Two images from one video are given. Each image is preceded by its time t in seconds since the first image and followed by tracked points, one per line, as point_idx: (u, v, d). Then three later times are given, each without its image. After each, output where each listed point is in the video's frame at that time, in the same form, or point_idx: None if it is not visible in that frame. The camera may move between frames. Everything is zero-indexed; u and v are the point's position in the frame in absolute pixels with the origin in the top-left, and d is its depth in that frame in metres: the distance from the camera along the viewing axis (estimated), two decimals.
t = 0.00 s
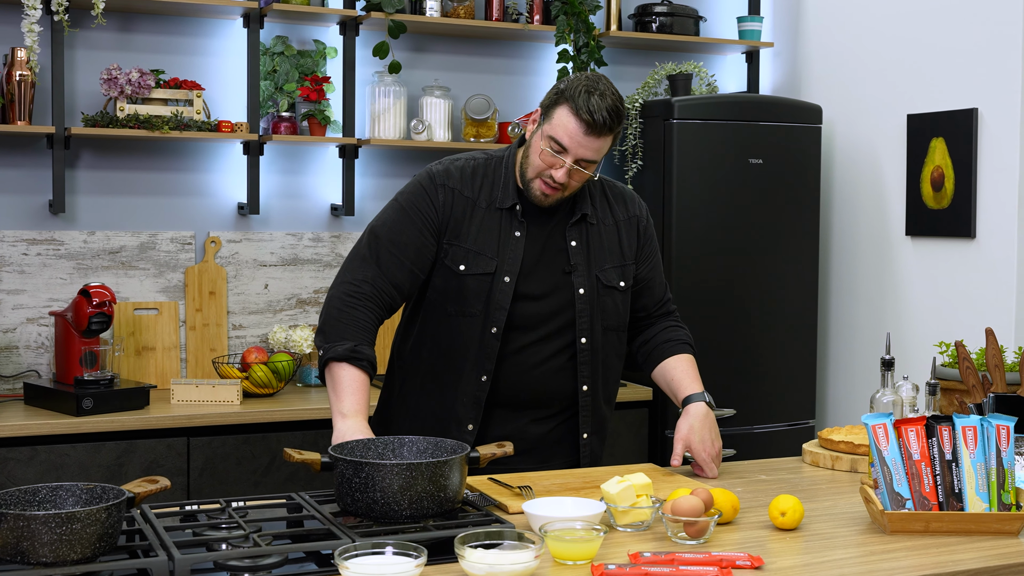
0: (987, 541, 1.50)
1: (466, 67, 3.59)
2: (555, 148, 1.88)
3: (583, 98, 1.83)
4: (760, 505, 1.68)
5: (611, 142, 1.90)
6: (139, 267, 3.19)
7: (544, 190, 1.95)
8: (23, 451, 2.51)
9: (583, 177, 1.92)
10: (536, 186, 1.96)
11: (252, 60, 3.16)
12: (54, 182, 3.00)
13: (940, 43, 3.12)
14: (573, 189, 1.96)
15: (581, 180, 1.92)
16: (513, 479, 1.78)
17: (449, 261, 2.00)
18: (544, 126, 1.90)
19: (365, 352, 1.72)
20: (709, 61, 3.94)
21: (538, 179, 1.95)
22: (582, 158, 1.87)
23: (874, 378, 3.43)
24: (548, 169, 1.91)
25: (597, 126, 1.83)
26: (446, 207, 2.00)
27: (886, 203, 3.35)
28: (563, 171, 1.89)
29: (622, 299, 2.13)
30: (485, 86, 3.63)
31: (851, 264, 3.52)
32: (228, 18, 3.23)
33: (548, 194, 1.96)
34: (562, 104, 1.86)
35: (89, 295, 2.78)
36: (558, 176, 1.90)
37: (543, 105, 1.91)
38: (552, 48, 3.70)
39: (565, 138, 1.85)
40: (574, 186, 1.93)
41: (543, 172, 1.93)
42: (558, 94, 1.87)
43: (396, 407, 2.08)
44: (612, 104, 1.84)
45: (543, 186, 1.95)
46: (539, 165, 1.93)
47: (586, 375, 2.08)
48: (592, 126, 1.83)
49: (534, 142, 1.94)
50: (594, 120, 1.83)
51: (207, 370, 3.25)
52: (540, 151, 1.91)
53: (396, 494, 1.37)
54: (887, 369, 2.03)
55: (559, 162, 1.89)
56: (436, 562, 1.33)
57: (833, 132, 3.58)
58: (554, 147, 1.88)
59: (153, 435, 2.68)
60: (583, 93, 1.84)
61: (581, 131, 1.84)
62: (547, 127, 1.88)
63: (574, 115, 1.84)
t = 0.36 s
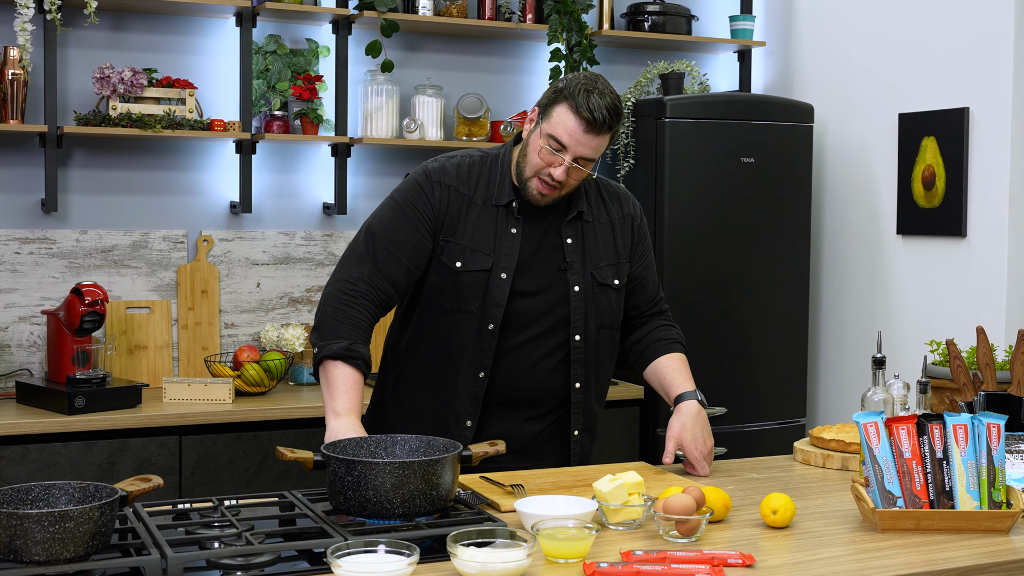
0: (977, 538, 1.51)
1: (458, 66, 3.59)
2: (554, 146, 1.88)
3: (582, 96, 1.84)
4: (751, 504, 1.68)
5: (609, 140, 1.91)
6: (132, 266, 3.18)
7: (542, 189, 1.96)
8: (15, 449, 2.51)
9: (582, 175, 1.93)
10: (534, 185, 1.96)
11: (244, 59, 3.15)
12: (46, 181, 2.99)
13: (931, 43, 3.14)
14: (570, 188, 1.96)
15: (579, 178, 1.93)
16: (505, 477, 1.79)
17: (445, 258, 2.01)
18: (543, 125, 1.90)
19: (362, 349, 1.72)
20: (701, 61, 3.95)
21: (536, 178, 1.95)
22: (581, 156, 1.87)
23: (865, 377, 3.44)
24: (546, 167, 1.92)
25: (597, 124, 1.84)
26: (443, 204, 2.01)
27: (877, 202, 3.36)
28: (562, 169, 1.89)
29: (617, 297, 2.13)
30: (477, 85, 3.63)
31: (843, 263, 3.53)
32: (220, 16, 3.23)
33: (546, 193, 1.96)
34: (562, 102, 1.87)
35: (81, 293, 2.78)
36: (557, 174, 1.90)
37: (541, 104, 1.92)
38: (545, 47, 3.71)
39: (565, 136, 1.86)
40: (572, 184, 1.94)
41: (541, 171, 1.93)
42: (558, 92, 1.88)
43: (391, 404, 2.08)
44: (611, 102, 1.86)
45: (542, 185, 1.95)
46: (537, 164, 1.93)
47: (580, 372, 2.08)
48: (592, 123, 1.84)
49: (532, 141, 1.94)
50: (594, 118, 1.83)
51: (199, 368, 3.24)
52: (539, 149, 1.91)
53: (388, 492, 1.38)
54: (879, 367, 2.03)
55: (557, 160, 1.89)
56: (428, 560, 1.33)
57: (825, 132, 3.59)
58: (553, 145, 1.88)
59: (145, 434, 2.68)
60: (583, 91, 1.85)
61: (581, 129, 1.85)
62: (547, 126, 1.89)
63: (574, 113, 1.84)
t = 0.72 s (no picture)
0: (970, 537, 1.51)
1: (453, 65, 3.60)
2: (547, 146, 1.88)
3: (575, 97, 1.85)
4: (745, 503, 1.69)
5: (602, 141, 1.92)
6: (126, 266, 3.18)
7: (536, 190, 1.96)
8: (10, 449, 2.51)
9: (575, 176, 1.93)
10: (528, 185, 1.96)
11: (239, 59, 3.15)
12: (41, 180, 2.99)
13: (925, 43, 3.15)
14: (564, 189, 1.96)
15: (573, 179, 1.93)
16: (500, 477, 1.79)
17: (437, 260, 2.01)
18: (536, 126, 1.90)
19: (354, 348, 1.72)
20: (696, 60, 3.96)
21: (530, 179, 1.95)
22: (574, 157, 1.88)
23: (859, 376, 3.45)
24: (540, 168, 1.92)
25: (590, 124, 1.85)
26: (435, 206, 2.01)
27: (870, 202, 3.38)
28: (555, 170, 1.89)
29: (610, 298, 2.14)
30: (472, 84, 3.63)
31: (837, 262, 3.54)
32: (215, 16, 3.23)
33: (540, 193, 1.97)
34: (555, 103, 1.88)
35: (75, 292, 2.77)
36: (551, 175, 1.90)
37: (534, 106, 1.92)
38: (539, 47, 3.71)
39: (558, 136, 1.86)
40: (565, 184, 1.94)
41: (535, 171, 1.93)
42: (551, 94, 1.89)
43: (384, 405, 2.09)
44: (604, 103, 1.86)
45: (535, 185, 1.95)
46: (531, 164, 1.94)
47: (572, 373, 2.09)
48: (585, 124, 1.84)
49: (525, 143, 1.95)
50: (587, 118, 1.84)
51: (194, 368, 3.24)
52: (532, 150, 1.92)
53: (383, 491, 1.38)
54: (872, 366, 2.04)
55: (550, 161, 1.89)
56: (423, 559, 1.34)
57: (819, 131, 3.60)
58: (546, 146, 1.88)
59: (140, 433, 2.68)
60: (576, 92, 1.86)
61: (574, 129, 1.85)
62: (540, 126, 1.89)
63: (567, 113, 1.85)
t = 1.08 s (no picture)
0: (966, 537, 1.52)
1: (450, 66, 3.60)
2: (539, 143, 1.89)
3: (566, 94, 1.85)
4: (740, 503, 1.69)
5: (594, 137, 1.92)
6: (123, 266, 3.18)
7: (528, 186, 1.97)
8: (6, 450, 2.51)
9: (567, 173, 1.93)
10: (520, 182, 1.97)
11: (236, 59, 3.15)
12: (37, 180, 2.99)
13: (920, 44, 3.16)
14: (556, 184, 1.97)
15: (565, 176, 1.94)
16: (496, 477, 1.79)
17: (430, 260, 2.02)
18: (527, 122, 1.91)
19: (346, 347, 1.73)
20: (692, 61, 3.96)
21: (522, 175, 1.96)
22: (565, 154, 1.88)
23: (854, 376, 3.46)
24: (531, 165, 1.93)
25: (580, 121, 1.85)
26: (427, 206, 2.02)
27: (865, 202, 3.38)
28: (546, 166, 1.90)
29: (604, 296, 2.14)
30: (468, 85, 3.64)
31: (832, 262, 3.55)
32: (212, 17, 3.23)
33: (532, 189, 1.98)
34: (546, 100, 1.88)
35: (73, 292, 2.78)
36: (542, 171, 1.91)
37: (526, 102, 1.92)
38: (536, 47, 3.72)
39: (549, 134, 1.86)
40: (557, 181, 1.95)
41: (526, 168, 1.94)
42: (542, 91, 1.89)
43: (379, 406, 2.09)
44: (594, 100, 1.86)
45: (527, 181, 1.96)
46: (522, 161, 1.94)
47: (567, 371, 2.09)
48: (575, 121, 1.85)
49: (518, 138, 1.96)
50: (578, 116, 1.84)
51: (190, 368, 3.24)
52: (524, 147, 1.93)
53: (380, 491, 1.39)
54: (867, 366, 2.05)
55: (541, 157, 1.90)
56: (419, 559, 1.34)
57: (815, 132, 3.61)
58: (537, 143, 1.89)
59: (137, 433, 2.68)
60: (566, 89, 1.85)
61: (564, 127, 1.85)
62: (531, 123, 1.89)
63: (558, 110, 1.85)
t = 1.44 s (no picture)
0: (962, 538, 1.52)
1: (448, 67, 3.61)
2: (535, 144, 1.89)
3: (564, 95, 1.86)
4: (738, 504, 1.70)
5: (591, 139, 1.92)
6: (120, 267, 3.18)
7: (525, 186, 1.97)
8: (4, 450, 2.51)
9: (564, 174, 1.94)
10: (516, 182, 1.97)
11: (233, 60, 3.15)
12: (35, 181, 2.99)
13: (917, 46, 3.16)
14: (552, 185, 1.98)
15: (561, 177, 1.94)
16: (493, 477, 1.80)
17: (426, 262, 2.02)
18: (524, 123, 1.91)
19: (343, 348, 1.74)
20: (689, 62, 3.97)
21: (519, 175, 1.96)
22: (562, 155, 1.88)
23: (851, 376, 3.47)
24: (528, 165, 1.93)
25: (577, 123, 1.85)
26: (422, 209, 2.02)
27: (862, 203, 3.39)
28: (542, 167, 1.90)
29: (601, 297, 2.14)
30: (466, 85, 3.64)
31: (829, 263, 3.56)
32: (210, 18, 3.23)
33: (529, 189, 1.98)
34: (544, 100, 1.88)
35: (70, 294, 2.77)
36: (538, 172, 1.91)
37: (524, 103, 1.93)
38: (533, 48, 3.72)
39: (546, 134, 1.86)
40: (554, 182, 1.95)
41: (523, 168, 1.94)
42: (540, 91, 1.90)
43: (377, 408, 2.10)
44: (592, 102, 1.87)
45: (524, 182, 1.96)
46: (519, 161, 1.94)
47: (564, 371, 2.10)
48: (572, 122, 1.85)
49: (515, 139, 1.96)
50: (575, 117, 1.85)
51: (187, 369, 3.24)
52: (520, 147, 1.92)
53: (377, 492, 1.39)
54: (864, 367, 2.06)
55: (538, 158, 1.90)
56: (417, 559, 1.34)
57: (812, 133, 3.61)
58: (534, 143, 1.89)
59: (134, 434, 2.68)
60: (564, 90, 1.86)
61: (561, 128, 1.86)
62: (528, 123, 1.90)
63: (555, 111, 1.86)
